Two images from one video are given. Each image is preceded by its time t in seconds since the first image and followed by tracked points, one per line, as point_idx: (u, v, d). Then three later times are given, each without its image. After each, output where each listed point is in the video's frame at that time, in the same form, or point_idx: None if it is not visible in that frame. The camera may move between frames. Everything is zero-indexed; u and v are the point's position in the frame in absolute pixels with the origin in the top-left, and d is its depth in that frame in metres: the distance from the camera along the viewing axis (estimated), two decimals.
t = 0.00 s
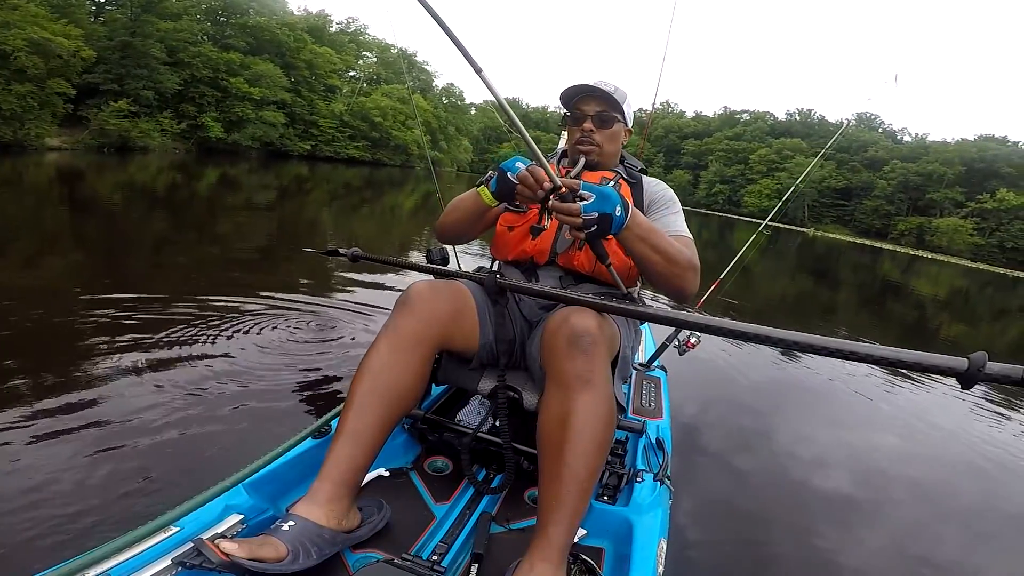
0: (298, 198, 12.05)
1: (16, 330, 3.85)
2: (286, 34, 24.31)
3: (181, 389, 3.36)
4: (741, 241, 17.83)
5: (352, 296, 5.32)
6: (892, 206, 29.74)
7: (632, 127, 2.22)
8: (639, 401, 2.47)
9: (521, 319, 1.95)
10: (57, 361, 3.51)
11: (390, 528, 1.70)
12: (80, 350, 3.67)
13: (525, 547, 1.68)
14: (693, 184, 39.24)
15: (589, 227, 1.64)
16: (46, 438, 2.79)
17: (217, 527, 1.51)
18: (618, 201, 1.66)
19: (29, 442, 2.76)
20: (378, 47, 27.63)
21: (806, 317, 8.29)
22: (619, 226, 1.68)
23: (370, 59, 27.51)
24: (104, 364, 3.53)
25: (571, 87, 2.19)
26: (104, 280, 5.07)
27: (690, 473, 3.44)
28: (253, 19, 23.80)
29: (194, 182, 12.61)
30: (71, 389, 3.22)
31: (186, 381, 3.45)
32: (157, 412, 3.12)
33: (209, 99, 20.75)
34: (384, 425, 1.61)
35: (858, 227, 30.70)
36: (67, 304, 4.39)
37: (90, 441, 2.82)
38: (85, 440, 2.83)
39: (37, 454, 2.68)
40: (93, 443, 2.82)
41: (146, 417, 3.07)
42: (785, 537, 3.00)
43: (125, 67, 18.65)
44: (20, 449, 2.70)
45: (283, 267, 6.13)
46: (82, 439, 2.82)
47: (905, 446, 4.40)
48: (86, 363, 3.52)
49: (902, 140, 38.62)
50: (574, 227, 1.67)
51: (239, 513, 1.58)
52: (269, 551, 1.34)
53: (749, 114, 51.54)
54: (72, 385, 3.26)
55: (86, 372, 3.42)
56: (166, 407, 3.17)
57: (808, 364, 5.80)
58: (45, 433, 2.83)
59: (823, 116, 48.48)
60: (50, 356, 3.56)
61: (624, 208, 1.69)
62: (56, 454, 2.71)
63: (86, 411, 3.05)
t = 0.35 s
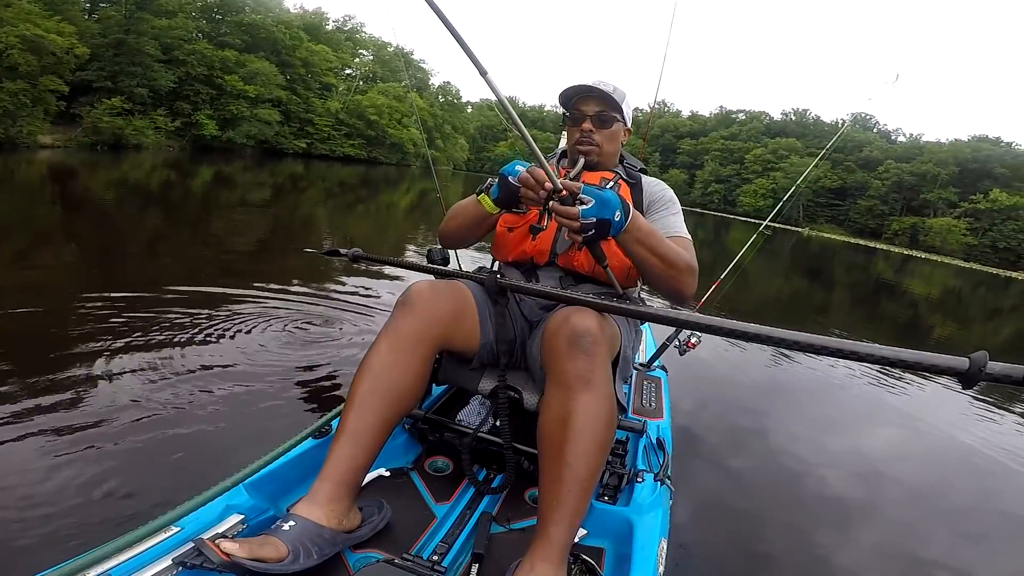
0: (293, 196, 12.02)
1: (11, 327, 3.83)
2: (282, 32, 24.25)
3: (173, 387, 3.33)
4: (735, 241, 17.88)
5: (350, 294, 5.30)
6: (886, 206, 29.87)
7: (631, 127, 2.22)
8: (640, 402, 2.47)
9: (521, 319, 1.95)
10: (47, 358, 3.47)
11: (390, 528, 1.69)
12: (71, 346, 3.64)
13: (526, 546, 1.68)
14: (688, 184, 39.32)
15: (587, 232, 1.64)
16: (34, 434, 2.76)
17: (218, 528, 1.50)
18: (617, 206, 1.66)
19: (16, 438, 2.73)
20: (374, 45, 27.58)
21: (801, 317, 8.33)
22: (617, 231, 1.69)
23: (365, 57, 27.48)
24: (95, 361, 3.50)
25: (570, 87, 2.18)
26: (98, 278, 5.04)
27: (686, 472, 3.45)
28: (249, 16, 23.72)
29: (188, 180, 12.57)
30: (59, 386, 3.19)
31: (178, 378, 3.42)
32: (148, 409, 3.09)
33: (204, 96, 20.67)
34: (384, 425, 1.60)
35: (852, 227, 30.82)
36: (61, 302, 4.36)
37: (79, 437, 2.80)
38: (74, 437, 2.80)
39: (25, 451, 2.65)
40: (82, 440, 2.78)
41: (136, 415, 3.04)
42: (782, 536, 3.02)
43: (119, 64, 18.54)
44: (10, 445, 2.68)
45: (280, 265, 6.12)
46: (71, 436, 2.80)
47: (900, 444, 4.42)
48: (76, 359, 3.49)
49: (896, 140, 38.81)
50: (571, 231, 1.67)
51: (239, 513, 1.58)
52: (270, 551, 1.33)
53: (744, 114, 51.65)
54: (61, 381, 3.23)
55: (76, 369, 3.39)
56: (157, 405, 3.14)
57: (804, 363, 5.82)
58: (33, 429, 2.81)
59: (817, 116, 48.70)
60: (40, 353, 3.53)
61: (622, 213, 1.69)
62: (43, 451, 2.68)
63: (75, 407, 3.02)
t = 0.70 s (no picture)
0: (288, 195, 11.97)
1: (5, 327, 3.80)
2: (277, 31, 24.17)
3: (169, 389, 3.30)
4: (731, 240, 17.92)
5: (347, 294, 5.29)
6: (881, 206, 29.99)
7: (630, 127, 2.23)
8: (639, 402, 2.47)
9: (521, 319, 1.95)
10: (40, 358, 3.45)
11: (390, 528, 1.69)
12: (64, 347, 3.61)
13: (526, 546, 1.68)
14: (684, 183, 39.38)
15: (592, 231, 1.64)
16: (27, 435, 2.74)
17: (217, 528, 1.49)
18: (620, 205, 1.66)
19: (9, 440, 2.71)
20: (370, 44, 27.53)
21: (796, 316, 8.36)
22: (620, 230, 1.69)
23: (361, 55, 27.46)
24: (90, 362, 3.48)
25: (571, 87, 2.19)
26: (92, 277, 5.01)
27: (683, 471, 3.46)
28: (244, 14, 23.62)
29: (182, 178, 12.51)
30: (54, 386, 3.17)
31: (173, 380, 3.39)
32: (143, 411, 3.07)
33: (199, 95, 20.57)
34: (385, 425, 1.60)
35: (846, 227, 30.94)
36: (54, 301, 4.33)
37: (73, 439, 2.77)
38: (68, 439, 2.77)
39: (16, 455, 2.62)
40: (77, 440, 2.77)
41: (134, 416, 3.02)
42: (778, 535, 3.02)
43: (112, 62, 18.39)
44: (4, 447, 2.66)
45: (275, 265, 6.10)
46: (66, 437, 2.78)
47: (895, 444, 4.44)
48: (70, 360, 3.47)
49: (890, 140, 39.00)
50: (576, 230, 1.66)
51: (239, 513, 1.57)
52: (270, 551, 1.33)
53: (739, 114, 51.76)
54: (55, 383, 3.21)
55: (71, 371, 3.36)
56: (150, 405, 3.13)
57: (799, 362, 5.84)
58: (26, 431, 2.79)
59: (812, 115, 48.87)
60: (33, 353, 3.51)
61: (624, 212, 1.69)
62: (38, 452, 2.67)
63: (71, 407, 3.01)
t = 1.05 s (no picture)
0: (283, 196, 11.93)
1: None
2: (271, 31, 24.10)
3: (162, 389, 3.28)
4: (726, 239, 17.96)
5: (343, 294, 5.27)
6: (875, 204, 30.10)
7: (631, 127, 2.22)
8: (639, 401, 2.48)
9: (520, 319, 1.95)
10: (31, 358, 3.43)
11: (389, 528, 1.68)
12: (56, 348, 3.59)
13: (526, 547, 1.68)
14: (679, 183, 39.47)
15: (590, 228, 1.64)
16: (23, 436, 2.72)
17: (217, 528, 1.49)
18: (619, 203, 1.67)
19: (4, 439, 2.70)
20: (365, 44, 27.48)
21: (791, 314, 8.39)
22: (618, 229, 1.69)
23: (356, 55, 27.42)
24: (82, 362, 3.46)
25: (571, 86, 2.19)
26: (85, 278, 4.99)
27: (679, 470, 3.46)
28: (238, 14, 23.53)
29: (175, 179, 12.47)
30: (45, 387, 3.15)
31: (166, 381, 3.38)
32: (136, 411, 3.05)
33: (192, 95, 20.49)
34: (384, 425, 1.60)
35: (841, 225, 31.04)
36: (47, 302, 4.30)
37: (71, 441, 2.76)
38: (62, 440, 2.76)
39: (11, 457, 2.60)
40: (69, 441, 2.76)
41: (127, 416, 3.00)
42: (773, 533, 3.03)
43: (105, 63, 18.25)
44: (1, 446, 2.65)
45: (271, 265, 6.09)
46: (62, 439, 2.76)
47: (891, 441, 4.45)
48: (62, 360, 3.45)
49: (884, 139, 39.16)
50: (575, 227, 1.65)
51: (238, 514, 1.56)
52: (269, 552, 1.32)
53: (734, 113, 51.93)
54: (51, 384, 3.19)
55: (66, 371, 3.34)
56: (143, 406, 3.11)
57: (794, 360, 5.86)
58: (22, 430, 2.78)
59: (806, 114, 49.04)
60: (25, 353, 3.48)
61: (624, 211, 1.69)
62: (31, 453, 2.65)
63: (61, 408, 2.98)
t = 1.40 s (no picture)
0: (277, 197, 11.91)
1: None
2: (265, 32, 24.03)
3: (157, 391, 3.27)
4: (722, 238, 17.98)
5: (340, 295, 5.27)
6: (869, 203, 30.19)
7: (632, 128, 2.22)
8: (638, 402, 2.48)
9: (520, 319, 1.95)
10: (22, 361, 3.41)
11: (389, 529, 1.68)
12: (47, 351, 3.57)
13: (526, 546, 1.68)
14: (675, 182, 39.52)
15: (606, 214, 1.61)
16: (22, 438, 2.73)
17: (216, 529, 1.48)
18: (642, 193, 1.64)
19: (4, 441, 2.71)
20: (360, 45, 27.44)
21: (787, 312, 8.41)
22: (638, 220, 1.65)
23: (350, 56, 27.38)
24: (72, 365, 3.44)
25: (573, 83, 2.20)
26: (79, 281, 4.97)
27: (676, 469, 3.46)
28: (231, 16, 23.45)
29: (169, 181, 12.42)
30: (36, 390, 3.13)
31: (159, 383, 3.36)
32: (129, 414, 3.03)
33: (185, 97, 20.42)
34: (383, 426, 1.59)
35: (836, 223, 31.12)
36: (41, 304, 4.28)
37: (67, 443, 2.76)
38: (58, 443, 2.75)
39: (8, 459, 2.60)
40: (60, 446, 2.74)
41: (118, 419, 2.98)
42: (771, 531, 3.03)
43: (97, 65, 18.14)
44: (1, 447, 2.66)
45: (267, 267, 6.08)
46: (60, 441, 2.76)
47: (888, 439, 4.46)
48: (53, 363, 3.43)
49: (878, 137, 39.29)
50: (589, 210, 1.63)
51: (237, 514, 1.56)
52: (268, 552, 1.32)
53: (729, 112, 52.06)
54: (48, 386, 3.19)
55: (63, 373, 3.34)
56: (136, 409, 3.08)
57: (791, 358, 5.88)
58: (21, 432, 2.78)
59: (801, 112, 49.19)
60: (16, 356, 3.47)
61: (646, 202, 1.66)
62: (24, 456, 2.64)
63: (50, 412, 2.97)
